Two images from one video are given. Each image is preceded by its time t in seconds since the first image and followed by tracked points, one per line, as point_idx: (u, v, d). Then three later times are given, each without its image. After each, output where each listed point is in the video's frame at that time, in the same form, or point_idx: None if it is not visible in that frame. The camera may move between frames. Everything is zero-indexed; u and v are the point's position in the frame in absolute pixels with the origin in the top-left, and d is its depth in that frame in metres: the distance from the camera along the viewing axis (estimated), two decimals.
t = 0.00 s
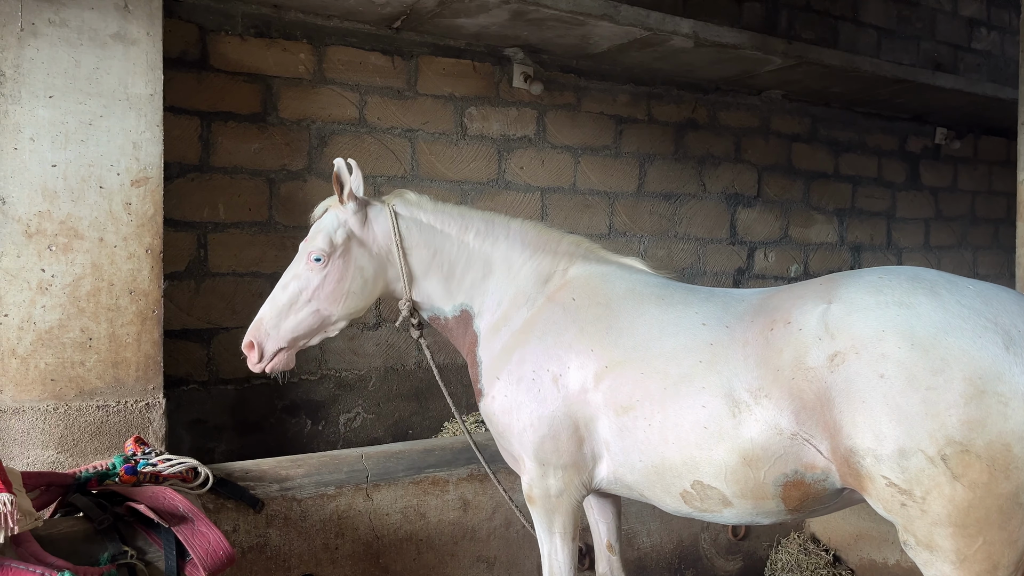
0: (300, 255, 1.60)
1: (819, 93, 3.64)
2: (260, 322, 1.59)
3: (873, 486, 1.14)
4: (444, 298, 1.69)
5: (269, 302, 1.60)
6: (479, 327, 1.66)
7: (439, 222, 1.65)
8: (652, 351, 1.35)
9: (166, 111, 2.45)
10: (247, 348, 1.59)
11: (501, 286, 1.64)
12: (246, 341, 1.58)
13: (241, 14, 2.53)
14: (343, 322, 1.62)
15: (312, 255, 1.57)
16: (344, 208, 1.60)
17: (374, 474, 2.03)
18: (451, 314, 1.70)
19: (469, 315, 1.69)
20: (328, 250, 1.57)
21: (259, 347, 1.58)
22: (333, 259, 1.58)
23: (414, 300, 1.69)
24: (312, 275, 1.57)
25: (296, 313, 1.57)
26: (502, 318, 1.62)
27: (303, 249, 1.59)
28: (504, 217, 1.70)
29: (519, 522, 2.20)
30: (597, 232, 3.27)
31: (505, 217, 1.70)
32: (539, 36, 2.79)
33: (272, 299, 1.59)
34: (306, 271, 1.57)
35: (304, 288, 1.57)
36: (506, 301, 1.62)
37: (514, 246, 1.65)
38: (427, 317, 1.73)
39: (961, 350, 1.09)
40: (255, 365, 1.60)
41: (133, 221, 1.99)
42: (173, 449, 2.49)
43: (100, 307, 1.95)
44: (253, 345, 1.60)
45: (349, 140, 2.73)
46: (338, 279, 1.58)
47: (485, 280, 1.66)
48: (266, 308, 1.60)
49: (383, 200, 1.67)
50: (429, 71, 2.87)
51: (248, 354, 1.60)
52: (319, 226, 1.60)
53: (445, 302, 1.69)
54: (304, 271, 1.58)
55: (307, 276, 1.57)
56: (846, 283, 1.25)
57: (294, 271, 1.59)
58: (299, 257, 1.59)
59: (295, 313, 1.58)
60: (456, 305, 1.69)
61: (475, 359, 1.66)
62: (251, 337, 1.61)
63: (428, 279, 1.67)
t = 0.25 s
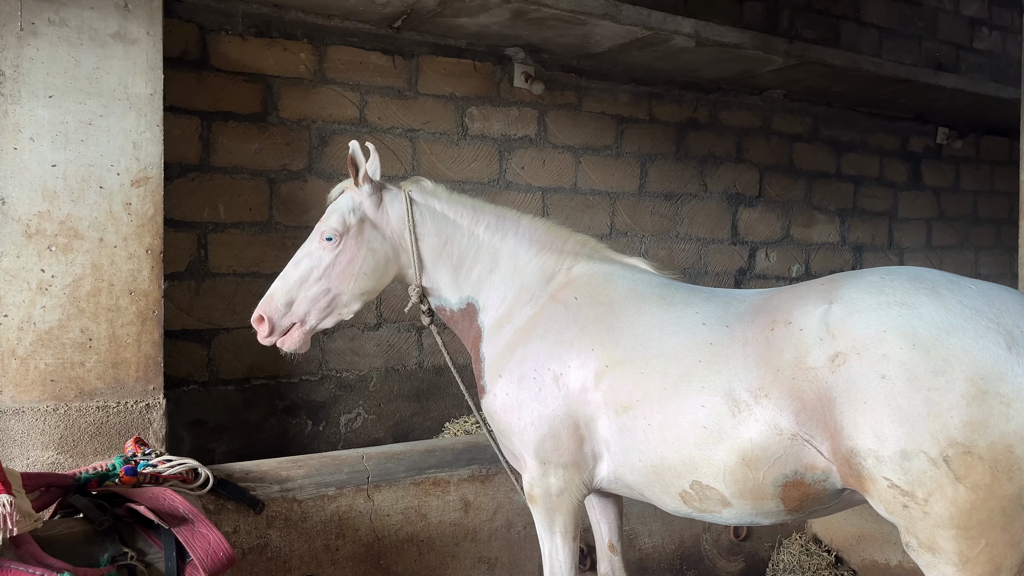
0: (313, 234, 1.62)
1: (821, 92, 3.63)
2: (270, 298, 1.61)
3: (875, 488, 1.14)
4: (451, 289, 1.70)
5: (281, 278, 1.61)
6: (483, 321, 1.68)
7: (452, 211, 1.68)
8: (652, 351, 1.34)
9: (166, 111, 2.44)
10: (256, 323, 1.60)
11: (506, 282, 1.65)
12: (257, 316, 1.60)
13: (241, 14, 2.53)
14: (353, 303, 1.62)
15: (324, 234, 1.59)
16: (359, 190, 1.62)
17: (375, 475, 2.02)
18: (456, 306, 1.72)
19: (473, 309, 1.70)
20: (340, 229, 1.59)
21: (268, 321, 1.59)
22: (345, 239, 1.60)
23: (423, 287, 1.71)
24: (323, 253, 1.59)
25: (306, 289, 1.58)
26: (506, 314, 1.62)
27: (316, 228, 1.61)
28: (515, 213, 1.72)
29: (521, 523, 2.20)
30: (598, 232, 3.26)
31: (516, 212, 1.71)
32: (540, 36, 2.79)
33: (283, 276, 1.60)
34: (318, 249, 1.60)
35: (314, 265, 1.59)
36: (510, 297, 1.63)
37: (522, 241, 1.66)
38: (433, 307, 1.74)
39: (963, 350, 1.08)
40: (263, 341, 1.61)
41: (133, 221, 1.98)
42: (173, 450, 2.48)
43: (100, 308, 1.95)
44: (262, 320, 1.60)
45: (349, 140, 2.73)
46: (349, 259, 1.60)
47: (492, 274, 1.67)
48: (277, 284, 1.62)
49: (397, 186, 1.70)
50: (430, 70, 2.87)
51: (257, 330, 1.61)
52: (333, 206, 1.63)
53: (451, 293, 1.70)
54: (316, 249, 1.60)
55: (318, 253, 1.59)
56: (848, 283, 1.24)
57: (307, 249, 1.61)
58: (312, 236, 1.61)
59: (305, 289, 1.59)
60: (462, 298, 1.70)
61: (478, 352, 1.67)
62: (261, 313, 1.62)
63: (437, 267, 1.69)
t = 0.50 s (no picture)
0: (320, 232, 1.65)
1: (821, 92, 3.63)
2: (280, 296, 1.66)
3: (879, 489, 1.13)
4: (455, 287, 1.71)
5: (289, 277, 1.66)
6: (485, 320, 1.68)
7: (456, 209, 1.68)
8: (654, 353, 1.34)
9: (165, 111, 2.44)
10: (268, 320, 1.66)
11: (509, 281, 1.65)
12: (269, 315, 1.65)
13: (240, 14, 2.52)
14: (359, 299, 1.66)
15: (328, 233, 1.62)
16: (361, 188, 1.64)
17: (375, 476, 2.02)
18: (459, 305, 1.72)
19: (475, 308, 1.70)
20: (342, 229, 1.62)
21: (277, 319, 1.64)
22: (349, 238, 1.62)
23: (427, 283, 1.72)
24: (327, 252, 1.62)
25: (312, 287, 1.62)
26: (508, 314, 1.62)
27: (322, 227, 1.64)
28: (519, 211, 1.71)
29: (521, 524, 2.19)
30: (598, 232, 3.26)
31: (521, 211, 1.71)
32: (540, 36, 2.78)
33: (291, 274, 1.65)
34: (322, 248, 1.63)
35: (319, 263, 1.63)
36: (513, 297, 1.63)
37: (525, 241, 1.66)
38: (437, 304, 1.76)
39: (968, 351, 1.08)
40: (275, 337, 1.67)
41: (131, 221, 1.97)
42: (172, 451, 2.47)
43: (99, 308, 1.94)
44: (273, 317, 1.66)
45: (349, 140, 2.72)
46: (353, 257, 1.63)
47: (495, 273, 1.67)
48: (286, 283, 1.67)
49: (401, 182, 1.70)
50: (430, 71, 2.86)
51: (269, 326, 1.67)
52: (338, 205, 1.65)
53: (454, 291, 1.71)
54: (321, 248, 1.63)
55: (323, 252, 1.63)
56: (852, 283, 1.24)
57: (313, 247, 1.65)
58: (318, 236, 1.64)
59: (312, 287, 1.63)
60: (465, 296, 1.71)
61: (480, 350, 1.68)
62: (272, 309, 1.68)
63: (440, 265, 1.70)
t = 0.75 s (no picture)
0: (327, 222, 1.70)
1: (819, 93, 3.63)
2: (287, 282, 1.72)
3: (881, 491, 1.13)
4: (456, 282, 1.71)
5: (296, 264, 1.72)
6: (485, 319, 1.68)
7: (461, 205, 1.69)
8: (655, 355, 1.34)
9: (164, 113, 2.43)
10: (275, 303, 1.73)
11: (509, 281, 1.65)
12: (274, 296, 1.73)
13: (238, 15, 2.51)
14: (358, 290, 1.69)
15: (332, 224, 1.66)
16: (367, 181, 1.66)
17: (373, 478, 2.01)
18: (460, 302, 1.73)
19: (476, 305, 1.70)
20: (346, 221, 1.65)
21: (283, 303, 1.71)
22: (352, 229, 1.66)
23: (428, 278, 1.73)
24: (331, 243, 1.67)
25: (315, 276, 1.67)
26: (509, 313, 1.62)
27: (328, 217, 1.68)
28: (523, 210, 1.71)
29: (520, 526, 2.19)
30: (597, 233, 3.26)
31: (524, 210, 1.71)
32: (539, 37, 2.78)
33: (298, 262, 1.70)
34: (327, 238, 1.67)
35: (323, 253, 1.67)
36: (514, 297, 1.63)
37: (527, 240, 1.66)
38: (439, 299, 1.76)
39: (970, 352, 1.08)
40: (281, 320, 1.74)
41: (130, 223, 1.97)
42: (171, 453, 2.47)
43: (97, 310, 1.94)
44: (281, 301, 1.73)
45: (348, 141, 2.72)
46: (354, 249, 1.66)
47: (496, 272, 1.67)
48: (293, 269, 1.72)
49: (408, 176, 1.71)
50: (428, 72, 2.86)
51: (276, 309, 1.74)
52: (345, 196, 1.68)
53: (456, 288, 1.71)
54: (326, 238, 1.67)
55: (327, 242, 1.67)
56: (852, 284, 1.24)
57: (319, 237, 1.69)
58: (324, 224, 1.69)
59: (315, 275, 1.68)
60: (466, 293, 1.71)
61: (480, 349, 1.68)
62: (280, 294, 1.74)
63: (442, 260, 1.70)
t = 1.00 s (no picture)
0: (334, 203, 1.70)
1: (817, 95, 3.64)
2: (286, 259, 1.71)
3: (877, 491, 1.13)
4: (458, 277, 1.71)
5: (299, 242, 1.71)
6: (483, 317, 1.68)
7: (467, 199, 1.69)
8: (651, 355, 1.34)
9: (161, 114, 2.43)
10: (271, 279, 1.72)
11: (507, 280, 1.65)
12: (272, 270, 1.72)
13: (236, 16, 2.52)
14: (356, 275, 1.68)
15: (339, 205, 1.66)
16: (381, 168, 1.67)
17: (370, 479, 2.01)
18: (460, 297, 1.72)
19: (476, 301, 1.70)
20: (353, 203, 1.65)
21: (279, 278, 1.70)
22: (358, 213, 1.66)
23: (431, 271, 1.73)
24: (336, 223, 1.67)
25: (315, 255, 1.66)
26: (507, 312, 1.62)
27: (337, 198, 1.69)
28: (526, 208, 1.71)
29: (517, 527, 2.19)
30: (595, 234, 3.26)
31: (526, 209, 1.71)
32: (536, 38, 2.79)
33: (301, 240, 1.70)
34: (332, 219, 1.67)
35: (326, 233, 1.67)
36: (513, 295, 1.63)
37: (528, 239, 1.66)
38: (439, 291, 1.77)
39: (966, 352, 1.08)
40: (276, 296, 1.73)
41: (127, 224, 1.97)
42: (168, 454, 2.47)
43: (94, 311, 1.94)
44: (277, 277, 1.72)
45: (345, 143, 2.72)
46: (358, 233, 1.65)
47: (494, 271, 1.67)
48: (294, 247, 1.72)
49: (422, 169, 1.72)
50: (425, 73, 2.86)
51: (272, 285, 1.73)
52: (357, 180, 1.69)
53: (457, 283, 1.71)
54: (331, 218, 1.67)
55: (332, 223, 1.67)
56: (849, 285, 1.24)
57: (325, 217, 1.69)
58: (331, 206, 1.69)
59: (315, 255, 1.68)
60: (467, 289, 1.71)
61: (478, 345, 1.68)
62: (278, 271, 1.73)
63: (445, 254, 1.70)
